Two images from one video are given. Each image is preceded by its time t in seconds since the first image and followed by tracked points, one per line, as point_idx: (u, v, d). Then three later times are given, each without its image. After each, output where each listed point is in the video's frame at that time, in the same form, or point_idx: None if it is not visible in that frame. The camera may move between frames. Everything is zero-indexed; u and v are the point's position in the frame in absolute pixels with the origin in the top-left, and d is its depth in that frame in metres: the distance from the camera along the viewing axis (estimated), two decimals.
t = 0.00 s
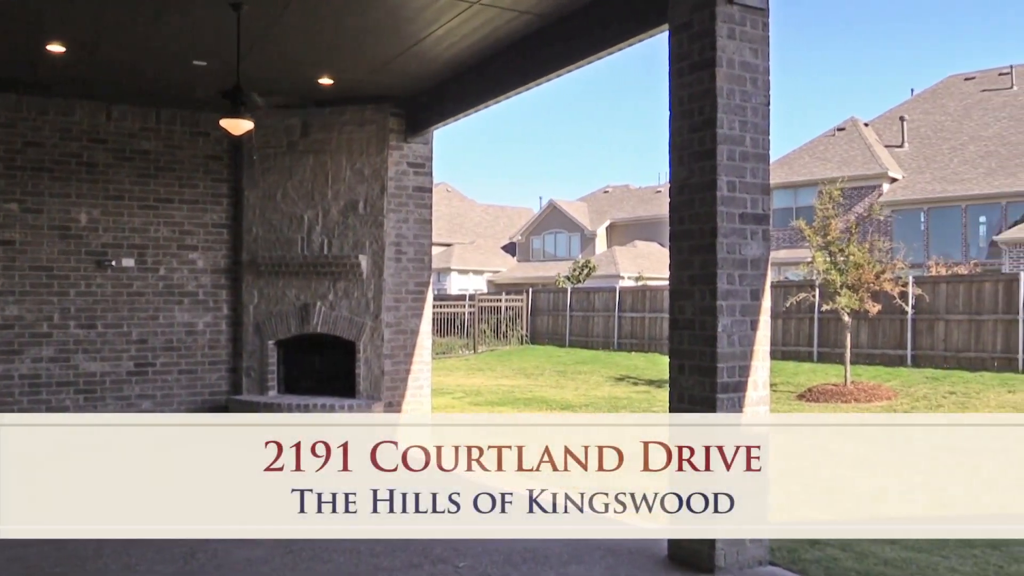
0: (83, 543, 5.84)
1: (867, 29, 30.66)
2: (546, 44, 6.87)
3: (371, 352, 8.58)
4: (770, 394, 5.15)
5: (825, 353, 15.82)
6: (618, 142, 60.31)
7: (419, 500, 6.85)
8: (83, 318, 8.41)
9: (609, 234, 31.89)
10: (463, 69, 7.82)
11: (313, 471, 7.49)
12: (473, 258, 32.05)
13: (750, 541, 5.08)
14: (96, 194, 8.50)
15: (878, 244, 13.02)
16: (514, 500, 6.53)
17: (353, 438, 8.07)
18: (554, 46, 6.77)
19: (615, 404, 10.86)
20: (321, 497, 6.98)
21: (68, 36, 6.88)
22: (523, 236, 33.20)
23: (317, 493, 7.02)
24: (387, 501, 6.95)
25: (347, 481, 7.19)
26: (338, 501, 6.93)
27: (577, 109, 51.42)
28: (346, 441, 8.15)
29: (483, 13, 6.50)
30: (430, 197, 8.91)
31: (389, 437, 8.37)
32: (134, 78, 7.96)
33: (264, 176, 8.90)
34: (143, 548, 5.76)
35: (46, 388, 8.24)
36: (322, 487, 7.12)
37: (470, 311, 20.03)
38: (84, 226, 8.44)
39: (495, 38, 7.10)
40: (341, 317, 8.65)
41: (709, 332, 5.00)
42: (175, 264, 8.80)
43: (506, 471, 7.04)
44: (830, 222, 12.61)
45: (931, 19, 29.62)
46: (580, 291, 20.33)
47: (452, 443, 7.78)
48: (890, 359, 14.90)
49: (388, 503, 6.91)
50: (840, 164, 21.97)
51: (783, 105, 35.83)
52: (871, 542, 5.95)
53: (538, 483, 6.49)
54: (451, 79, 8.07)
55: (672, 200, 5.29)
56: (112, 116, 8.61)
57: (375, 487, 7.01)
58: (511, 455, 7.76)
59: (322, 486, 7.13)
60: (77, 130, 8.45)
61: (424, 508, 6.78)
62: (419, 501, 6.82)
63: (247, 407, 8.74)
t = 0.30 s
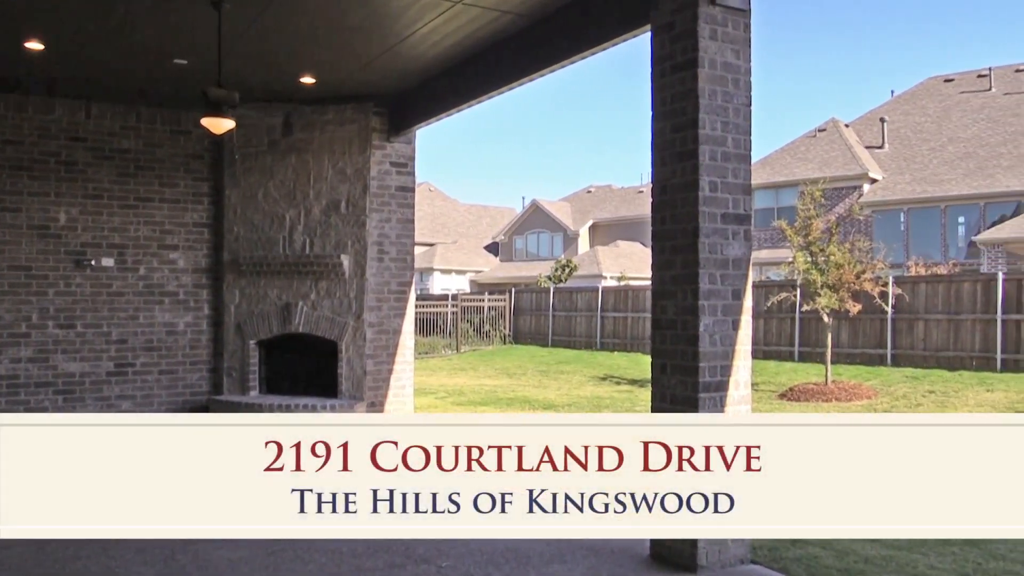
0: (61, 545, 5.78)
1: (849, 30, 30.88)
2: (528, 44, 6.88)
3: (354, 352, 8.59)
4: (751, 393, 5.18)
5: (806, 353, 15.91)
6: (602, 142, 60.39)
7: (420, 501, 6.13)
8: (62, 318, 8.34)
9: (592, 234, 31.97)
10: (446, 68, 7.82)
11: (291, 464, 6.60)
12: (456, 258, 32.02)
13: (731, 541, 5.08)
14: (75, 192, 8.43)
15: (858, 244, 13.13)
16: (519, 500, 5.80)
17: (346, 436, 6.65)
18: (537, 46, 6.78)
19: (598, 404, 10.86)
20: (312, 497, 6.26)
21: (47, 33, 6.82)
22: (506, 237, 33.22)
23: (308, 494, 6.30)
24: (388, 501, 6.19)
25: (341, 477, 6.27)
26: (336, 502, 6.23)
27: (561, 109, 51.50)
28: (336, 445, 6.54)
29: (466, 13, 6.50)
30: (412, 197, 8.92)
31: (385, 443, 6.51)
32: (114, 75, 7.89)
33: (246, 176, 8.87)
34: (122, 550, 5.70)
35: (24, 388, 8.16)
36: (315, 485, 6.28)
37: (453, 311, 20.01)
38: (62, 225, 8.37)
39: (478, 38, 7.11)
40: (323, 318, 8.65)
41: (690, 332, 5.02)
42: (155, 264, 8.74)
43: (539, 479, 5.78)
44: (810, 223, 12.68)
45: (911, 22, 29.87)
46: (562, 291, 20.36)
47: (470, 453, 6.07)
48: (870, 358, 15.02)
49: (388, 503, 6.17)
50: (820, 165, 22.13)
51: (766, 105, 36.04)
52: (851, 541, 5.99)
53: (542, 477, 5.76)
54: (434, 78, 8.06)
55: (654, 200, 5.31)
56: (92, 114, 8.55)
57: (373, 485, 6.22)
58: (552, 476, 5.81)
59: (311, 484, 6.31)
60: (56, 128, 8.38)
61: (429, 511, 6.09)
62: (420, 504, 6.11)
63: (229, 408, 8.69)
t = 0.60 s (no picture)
0: (38, 547, 5.71)
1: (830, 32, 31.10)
2: (510, 43, 6.88)
3: (335, 352, 8.55)
4: (732, 392, 5.19)
5: (786, 352, 16.00)
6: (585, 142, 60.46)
7: (420, 501, 6.15)
8: (39, 318, 8.27)
9: (574, 234, 32.04)
10: (428, 67, 7.80)
11: (291, 464, 6.65)
12: (439, 258, 31.99)
13: (711, 540, 5.04)
14: (52, 191, 8.35)
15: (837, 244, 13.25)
16: (519, 500, 5.75)
17: (346, 435, 6.67)
18: (518, 46, 6.78)
19: (579, 404, 10.85)
20: (313, 497, 6.28)
21: (24, 30, 6.74)
22: (489, 237, 33.23)
23: (308, 494, 6.31)
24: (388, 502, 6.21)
25: (341, 477, 6.28)
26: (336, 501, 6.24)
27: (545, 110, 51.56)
28: (336, 445, 6.56)
29: (448, 12, 6.48)
30: (393, 196, 8.91)
31: (386, 443, 6.57)
32: (93, 73, 7.82)
33: (226, 175, 8.82)
34: (100, 552, 5.64)
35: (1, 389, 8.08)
36: (315, 485, 6.29)
37: (434, 311, 19.99)
38: (39, 224, 8.29)
39: (460, 38, 7.09)
40: (304, 317, 8.61)
41: (672, 331, 5.03)
42: (133, 263, 8.67)
43: (538, 479, 5.73)
44: (790, 223, 12.76)
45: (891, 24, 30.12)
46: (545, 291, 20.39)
47: (471, 453, 6.12)
48: (849, 357, 15.12)
49: (388, 504, 6.18)
50: (800, 165, 22.28)
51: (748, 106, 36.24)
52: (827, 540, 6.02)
53: (542, 476, 5.71)
54: (416, 77, 8.04)
55: (636, 200, 5.32)
56: (70, 113, 8.48)
57: (373, 485, 6.24)
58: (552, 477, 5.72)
59: (311, 484, 6.31)
60: (32, 126, 8.30)
61: (429, 511, 6.09)
62: (420, 504, 6.12)
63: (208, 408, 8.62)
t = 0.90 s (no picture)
0: (15, 550, 5.65)
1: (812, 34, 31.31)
2: (492, 43, 6.88)
3: (316, 352, 8.53)
4: (713, 392, 5.21)
5: (766, 352, 16.10)
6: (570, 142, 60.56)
7: (420, 501, 6.25)
8: (16, 318, 8.19)
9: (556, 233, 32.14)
10: (410, 67, 7.79)
11: (291, 464, 6.90)
12: (422, 257, 31.94)
13: (692, 540, 5.07)
14: (29, 190, 8.27)
15: (817, 244, 13.36)
16: (519, 500, 5.82)
17: (346, 436, 6.94)
18: (501, 46, 6.78)
19: (562, 404, 10.86)
20: (313, 497, 6.42)
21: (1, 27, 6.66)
22: (472, 237, 33.17)
23: (309, 494, 6.45)
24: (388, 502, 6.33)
25: (341, 477, 6.45)
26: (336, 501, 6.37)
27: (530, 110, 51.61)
28: (336, 445, 6.80)
29: (431, 11, 6.47)
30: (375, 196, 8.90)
31: (386, 443, 6.84)
32: (72, 70, 7.75)
33: (206, 174, 8.77)
34: (78, 554, 5.59)
35: None
36: (315, 485, 6.45)
37: (416, 310, 19.96)
38: (16, 224, 8.21)
39: (442, 37, 7.09)
40: (285, 318, 8.59)
41: (653, 331, 5.04)
42: (112, 263, 8.60)
43: (538, 479, 5.79)
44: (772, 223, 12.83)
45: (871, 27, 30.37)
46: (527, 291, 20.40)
47: (471, 453, 6.30)
48: (829, 357, 15.24)
49: (388, 503, 6.29)
50: (781, 166, 22.42)
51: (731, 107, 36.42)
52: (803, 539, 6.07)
53: (542, 477, 5.78)
54: (399, 77, 8.02)
55: (617, 200, 5.34)
56: (47, 111, 8.40)
57: (373, 485, 6.39)
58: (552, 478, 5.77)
59: (311, 484, 6.48)
60: (10, 125, 8.22)
61: (429, 511, 6.18)
62: (420, 503, 6.23)
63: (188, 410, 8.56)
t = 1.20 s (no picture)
0: None
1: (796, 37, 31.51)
2: (475, 43, 6.87)
3: (298, 353, 8.49)
4: (695, 392, 5.22)
5: (748, 352, 16.17)
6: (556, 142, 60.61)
7: (420, 501, 6.09)
8: None
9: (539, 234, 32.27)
10: (394, 66, 7.76)
11: (291, 463, 6.65)
12: (406, 257, 31.89)
13: (675, 539, 5.09)
14: (7, 190, 8.21)
15: (799, 245, 13.46)
16: (519, 500, 5.67)
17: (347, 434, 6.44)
18: (484, 46, 6.77)
19: (545, 404, 10.85)
20: (312, 497, 6.29)
21: None
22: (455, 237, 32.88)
23: (308, 494, 6.31)
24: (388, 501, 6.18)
25: (341, 477, 6.27)
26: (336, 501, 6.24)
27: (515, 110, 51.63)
28: (336, 445, 6.41)
29: (414, 10, 6.46)
30: (357, 195, 8.86)
31: (386, 443, 6.39)
32: (52, 68, 7.68)
33: (187, 173, 8.72)
34: (55, 555, 5.54)
35: None
36: (315, 485, 6.30)
37: (399, 310, 19.94)
38: None
39: (425, 36, 7.07)
40: (267, 318, 8.55)
41: (636, 331, 5.06)
42: (92, 263, 8.54)
43: (539, 479, 5.65)
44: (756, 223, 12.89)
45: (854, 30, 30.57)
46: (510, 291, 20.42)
47: (471, 453, 6.03)
48: (810, 357, 15.33)
49: (388, 503, 6.14)
50: (762, 167, 22.57)
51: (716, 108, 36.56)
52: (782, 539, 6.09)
53: (542, 476, 5.64)
54: (382, 76, 7.99)
55: (600, 200, 5.34)
56: (26, 109, 8.33)
57: (373, 485, 6.18)
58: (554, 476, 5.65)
59: (311, 484, 6.32)
60: None
61: (429, 511, 6.03)
62: (420, 504, 6.08)
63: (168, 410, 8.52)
